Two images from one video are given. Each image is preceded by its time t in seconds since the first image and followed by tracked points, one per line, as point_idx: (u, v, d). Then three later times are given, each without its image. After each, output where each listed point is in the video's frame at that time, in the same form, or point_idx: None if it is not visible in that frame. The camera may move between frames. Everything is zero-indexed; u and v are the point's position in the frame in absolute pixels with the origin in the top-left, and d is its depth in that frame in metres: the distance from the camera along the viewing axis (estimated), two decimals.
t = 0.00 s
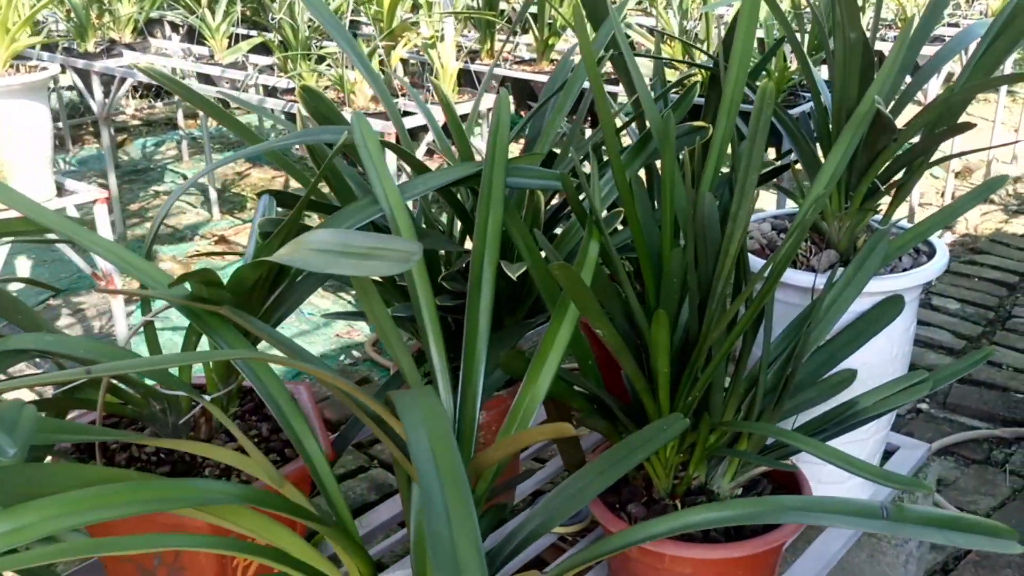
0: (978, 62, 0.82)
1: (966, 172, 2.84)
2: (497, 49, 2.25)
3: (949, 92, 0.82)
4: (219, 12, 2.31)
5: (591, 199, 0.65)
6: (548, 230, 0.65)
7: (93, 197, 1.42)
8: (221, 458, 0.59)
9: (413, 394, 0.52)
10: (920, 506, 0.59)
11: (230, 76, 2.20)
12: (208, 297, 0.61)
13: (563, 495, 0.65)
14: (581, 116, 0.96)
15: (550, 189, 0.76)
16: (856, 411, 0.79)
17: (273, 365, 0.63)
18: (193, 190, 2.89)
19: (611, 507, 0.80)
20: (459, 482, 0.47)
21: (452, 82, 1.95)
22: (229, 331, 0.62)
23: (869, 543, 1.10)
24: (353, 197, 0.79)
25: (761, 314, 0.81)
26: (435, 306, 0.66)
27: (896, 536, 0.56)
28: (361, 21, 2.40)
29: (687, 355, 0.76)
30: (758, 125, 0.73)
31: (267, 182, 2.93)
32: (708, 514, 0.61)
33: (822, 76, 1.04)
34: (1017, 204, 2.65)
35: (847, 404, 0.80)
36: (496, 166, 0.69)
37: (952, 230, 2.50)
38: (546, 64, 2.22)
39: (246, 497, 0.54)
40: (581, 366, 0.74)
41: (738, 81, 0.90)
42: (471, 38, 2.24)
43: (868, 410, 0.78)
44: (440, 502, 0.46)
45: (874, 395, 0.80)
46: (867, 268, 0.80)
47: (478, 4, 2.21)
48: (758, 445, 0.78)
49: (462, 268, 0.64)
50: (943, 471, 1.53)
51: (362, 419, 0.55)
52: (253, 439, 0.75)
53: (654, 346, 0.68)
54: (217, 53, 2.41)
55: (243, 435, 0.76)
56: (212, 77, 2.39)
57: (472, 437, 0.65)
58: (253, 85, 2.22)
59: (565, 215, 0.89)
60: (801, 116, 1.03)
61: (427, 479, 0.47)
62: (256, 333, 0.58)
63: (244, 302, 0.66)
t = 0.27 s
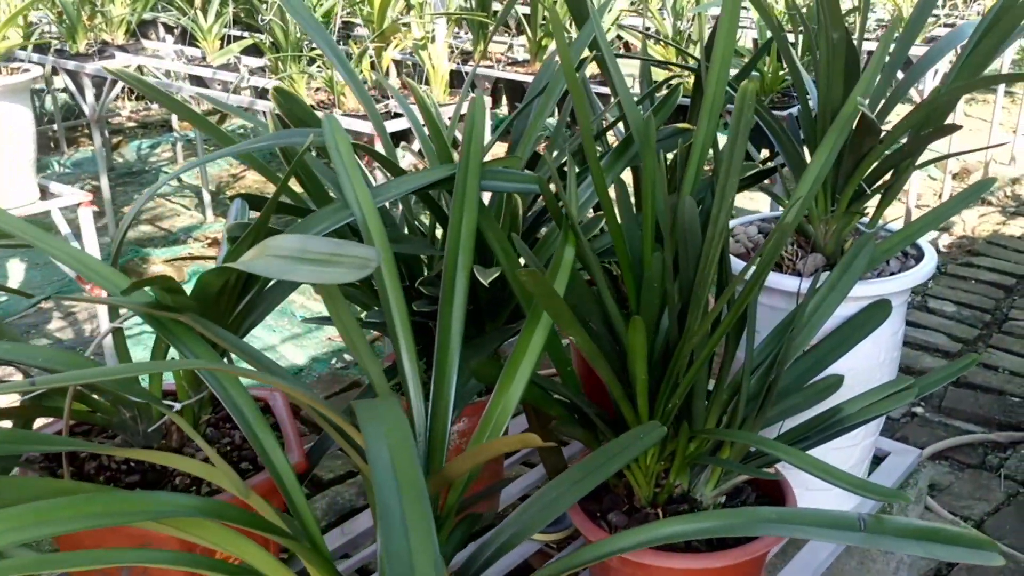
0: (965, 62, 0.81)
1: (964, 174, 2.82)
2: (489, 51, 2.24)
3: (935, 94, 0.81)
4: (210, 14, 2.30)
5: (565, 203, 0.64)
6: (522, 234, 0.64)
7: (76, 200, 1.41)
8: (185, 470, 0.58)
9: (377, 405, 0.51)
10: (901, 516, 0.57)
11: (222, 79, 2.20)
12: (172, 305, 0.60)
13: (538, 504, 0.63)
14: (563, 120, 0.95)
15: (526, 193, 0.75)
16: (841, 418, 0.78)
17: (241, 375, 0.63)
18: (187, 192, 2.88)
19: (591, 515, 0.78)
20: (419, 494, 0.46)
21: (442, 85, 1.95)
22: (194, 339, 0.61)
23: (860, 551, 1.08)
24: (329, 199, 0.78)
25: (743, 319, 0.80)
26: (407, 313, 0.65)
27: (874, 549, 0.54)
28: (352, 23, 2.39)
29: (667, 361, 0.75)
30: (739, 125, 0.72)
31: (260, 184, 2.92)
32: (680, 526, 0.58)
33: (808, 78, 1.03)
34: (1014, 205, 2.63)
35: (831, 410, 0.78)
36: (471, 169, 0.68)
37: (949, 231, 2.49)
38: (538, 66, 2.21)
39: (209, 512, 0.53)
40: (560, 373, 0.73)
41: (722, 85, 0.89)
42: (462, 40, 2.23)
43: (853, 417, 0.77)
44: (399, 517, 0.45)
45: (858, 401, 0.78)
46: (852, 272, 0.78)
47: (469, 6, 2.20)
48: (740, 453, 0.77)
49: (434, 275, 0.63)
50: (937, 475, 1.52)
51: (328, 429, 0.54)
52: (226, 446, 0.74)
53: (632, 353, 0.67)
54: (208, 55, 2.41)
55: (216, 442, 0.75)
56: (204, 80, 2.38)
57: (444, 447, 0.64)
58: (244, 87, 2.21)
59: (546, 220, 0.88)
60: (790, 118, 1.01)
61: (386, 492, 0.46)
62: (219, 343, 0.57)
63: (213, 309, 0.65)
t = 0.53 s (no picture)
0: (952, 62, 0.79)
1: (961, 174, 2.81)
2: (482, 51, 2.23)
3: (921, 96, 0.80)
4: (203, 15, 2.30)
5: (539, 208, 0.63)
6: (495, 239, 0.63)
7: (61, 202, 1.40)
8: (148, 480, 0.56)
9: (339, 415, 0.50)
10: (878, 528, 0.56)
11: (213, 79, 2.19)
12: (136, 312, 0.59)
13: (512, 514, 0.62)
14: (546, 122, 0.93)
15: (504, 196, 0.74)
16: (826, 425, 0.76)
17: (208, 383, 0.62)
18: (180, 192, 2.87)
19: (572, 523, 0.77)
20: (378, 508, 0.45)
21: (435, 86, 1.95)
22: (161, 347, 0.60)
23: (849, 558, 1.07)
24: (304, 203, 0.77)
25: (725, 325, 0.78)
26: (379, 319, 0.63)
27: (850, 561, 0.53)
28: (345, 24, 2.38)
29: (647, 368, 0.74)
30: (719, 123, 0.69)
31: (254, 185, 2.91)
32: (650, 537, 0.56)
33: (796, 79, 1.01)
34: (1011, 206, 2.62)
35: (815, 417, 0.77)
36: (445, 172, 0.66)
37: (945, 233, 2.48)
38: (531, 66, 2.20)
39: (169, 524, 0.51)
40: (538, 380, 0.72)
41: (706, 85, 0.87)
42: (455, 40, 2.23)
43: (837, 423, 0.75)
44: (357, 531, 0.44)
45: (842, 406, 0.77)
46: (835, 277, 0.77)
47: (462, 6, 2.19)
48: (721, 460, 0.76)
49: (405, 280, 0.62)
50: (930, 479, 1.51)
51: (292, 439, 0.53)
52: (198, 453, 0.73)
53: (609, 360, 0.66)
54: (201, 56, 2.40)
55: (189, 449, 0.74)
56: (196, 81, 2.38)
57: (416, 456, 0.62)
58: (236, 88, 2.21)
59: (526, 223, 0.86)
60: (778, 119, 1.00)
61: (345, 507, 0.45)
62: (182, 351, 0.56)
63: (181, 315, 0.64)
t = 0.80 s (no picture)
0: (941, 63, 0.78)
1: (956, 176, 2.80)
2: (475, 52, 2.22)
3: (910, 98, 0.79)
4: (194, 16, 2.29)
5: (520, 210, 0.62)
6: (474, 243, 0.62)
7: (48, 203, 1.39)
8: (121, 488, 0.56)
9: (312, 423, 0.49)
10: (863, 536, 0.55)
11: (205, 80, 2.18)
12: (110, 319, 0.58)
13: (493, 521, 0.61)
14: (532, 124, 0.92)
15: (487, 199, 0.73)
16: (813, 429, 0.75)
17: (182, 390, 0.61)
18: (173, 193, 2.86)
19: (556, 529, 0.76)
20: (349, 517, 0.44)
21: (427, 86, 1.95)
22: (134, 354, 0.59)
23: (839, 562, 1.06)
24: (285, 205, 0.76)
25: (711, 329, 0.77)
26: (358, 324, 0.63)
27: (833, 571, 0.52)
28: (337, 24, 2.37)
29: (631, 372, 0.73)
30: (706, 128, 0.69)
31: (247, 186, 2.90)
32: (627, 547, 0.56)
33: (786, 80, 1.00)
34: (1006, 208, 2.61)
35: (802, 421, 0.76)
36: (426, 175, 0.66)
37: (940, 234, 2.47)
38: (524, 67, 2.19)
39: (141, 533, 0.51)
40: (521, 385, 0.71)
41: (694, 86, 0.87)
42: (448, 41, 2.22)
43: (824, 428, 0.75)
44: (327, 541, 0.43)
45: (829, 411, 0.76)
46: (823, 280, 0.76)
47: (455, 7, 2.18)
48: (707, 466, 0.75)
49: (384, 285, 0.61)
50: (923, 482, 1.50)
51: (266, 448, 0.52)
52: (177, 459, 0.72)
53: (592, 366, 0.65)
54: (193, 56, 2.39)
55: (168, 455, 0.73)
56: (188, 82, 2.37)
57: (395, 463, 0.62)
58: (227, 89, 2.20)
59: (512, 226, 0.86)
60: (767, 120, 0.99)
61: (315, 516, 0.44)
62: (155, 358, 0.55)
63: (157, 320, 0.63)
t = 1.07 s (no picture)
0: (933, 64, 0.78)
1: (956, 177, 2.79)
2: (472, 53, 2.22)
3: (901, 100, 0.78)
4: (191, 16, 2.28)
5: (504, 214, 0.61)
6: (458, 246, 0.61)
7: (40, 203, 1.39)
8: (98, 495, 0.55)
9: (288, 431, 0.48)
10: (849, 544, 0.55)
11: (201, 81, 2.18)
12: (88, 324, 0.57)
13: (476, 528, 0.61)
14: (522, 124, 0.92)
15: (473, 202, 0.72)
16: (802, 433, 0.75)
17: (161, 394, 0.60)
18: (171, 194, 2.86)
19: (544, 534, 0.76)
20: (323, 526, 0.43)
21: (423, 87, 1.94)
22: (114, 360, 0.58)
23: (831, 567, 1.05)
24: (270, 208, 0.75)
25: (700, 333, 0.76)
26: (341, 329, 0.62)
27: None
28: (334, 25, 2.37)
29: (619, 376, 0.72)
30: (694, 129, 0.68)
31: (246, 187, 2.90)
32: (609, 554, 0.55)
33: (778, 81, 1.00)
34: (1005, 209, 2.60)
35: (792, 426, 0.75)
36: (410, 177, 0.65)
37: (939, 236, 2.46)
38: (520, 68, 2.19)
39: (114, 541, 0.50)
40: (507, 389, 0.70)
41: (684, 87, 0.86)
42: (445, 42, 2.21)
43: (813, 432, 0.74)
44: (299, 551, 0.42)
45: (819, 415, 0.75)
46: (813, 283, 0.75)
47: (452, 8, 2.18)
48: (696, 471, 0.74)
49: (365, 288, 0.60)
50: (919, 486, 1.49)
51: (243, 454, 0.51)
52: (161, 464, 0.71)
53: (577, 370, 0.64)
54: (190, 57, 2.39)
55: (151, 459, 0.73)
56: (185, 83, 2.37)
57: (377, 469, 0.61)
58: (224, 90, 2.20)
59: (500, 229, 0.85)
60: (758, 122, 0.98)
61: (288, 526, 0.43)
62: (132, 363, 0.55)
63: (138, 324, 0.63)
